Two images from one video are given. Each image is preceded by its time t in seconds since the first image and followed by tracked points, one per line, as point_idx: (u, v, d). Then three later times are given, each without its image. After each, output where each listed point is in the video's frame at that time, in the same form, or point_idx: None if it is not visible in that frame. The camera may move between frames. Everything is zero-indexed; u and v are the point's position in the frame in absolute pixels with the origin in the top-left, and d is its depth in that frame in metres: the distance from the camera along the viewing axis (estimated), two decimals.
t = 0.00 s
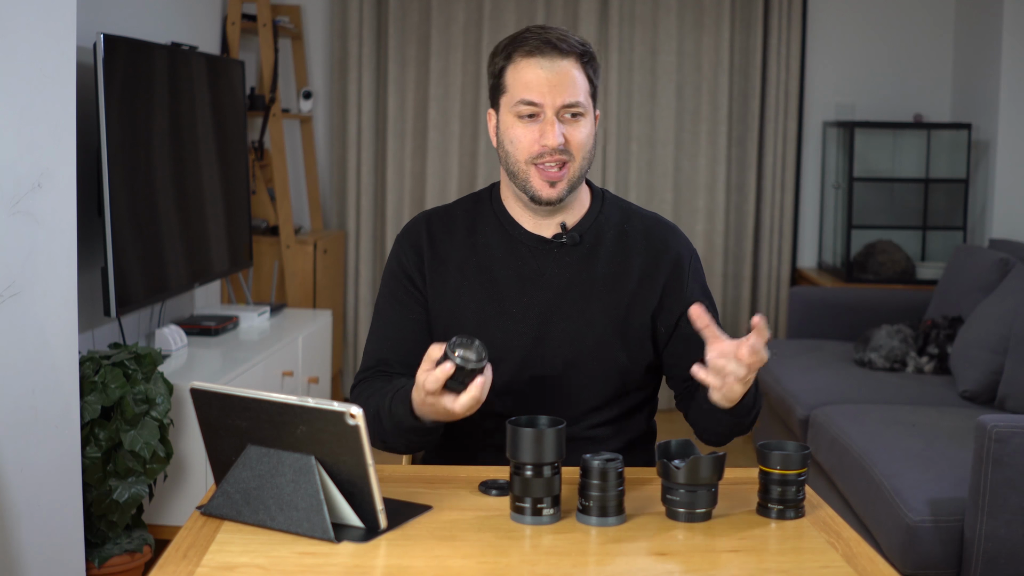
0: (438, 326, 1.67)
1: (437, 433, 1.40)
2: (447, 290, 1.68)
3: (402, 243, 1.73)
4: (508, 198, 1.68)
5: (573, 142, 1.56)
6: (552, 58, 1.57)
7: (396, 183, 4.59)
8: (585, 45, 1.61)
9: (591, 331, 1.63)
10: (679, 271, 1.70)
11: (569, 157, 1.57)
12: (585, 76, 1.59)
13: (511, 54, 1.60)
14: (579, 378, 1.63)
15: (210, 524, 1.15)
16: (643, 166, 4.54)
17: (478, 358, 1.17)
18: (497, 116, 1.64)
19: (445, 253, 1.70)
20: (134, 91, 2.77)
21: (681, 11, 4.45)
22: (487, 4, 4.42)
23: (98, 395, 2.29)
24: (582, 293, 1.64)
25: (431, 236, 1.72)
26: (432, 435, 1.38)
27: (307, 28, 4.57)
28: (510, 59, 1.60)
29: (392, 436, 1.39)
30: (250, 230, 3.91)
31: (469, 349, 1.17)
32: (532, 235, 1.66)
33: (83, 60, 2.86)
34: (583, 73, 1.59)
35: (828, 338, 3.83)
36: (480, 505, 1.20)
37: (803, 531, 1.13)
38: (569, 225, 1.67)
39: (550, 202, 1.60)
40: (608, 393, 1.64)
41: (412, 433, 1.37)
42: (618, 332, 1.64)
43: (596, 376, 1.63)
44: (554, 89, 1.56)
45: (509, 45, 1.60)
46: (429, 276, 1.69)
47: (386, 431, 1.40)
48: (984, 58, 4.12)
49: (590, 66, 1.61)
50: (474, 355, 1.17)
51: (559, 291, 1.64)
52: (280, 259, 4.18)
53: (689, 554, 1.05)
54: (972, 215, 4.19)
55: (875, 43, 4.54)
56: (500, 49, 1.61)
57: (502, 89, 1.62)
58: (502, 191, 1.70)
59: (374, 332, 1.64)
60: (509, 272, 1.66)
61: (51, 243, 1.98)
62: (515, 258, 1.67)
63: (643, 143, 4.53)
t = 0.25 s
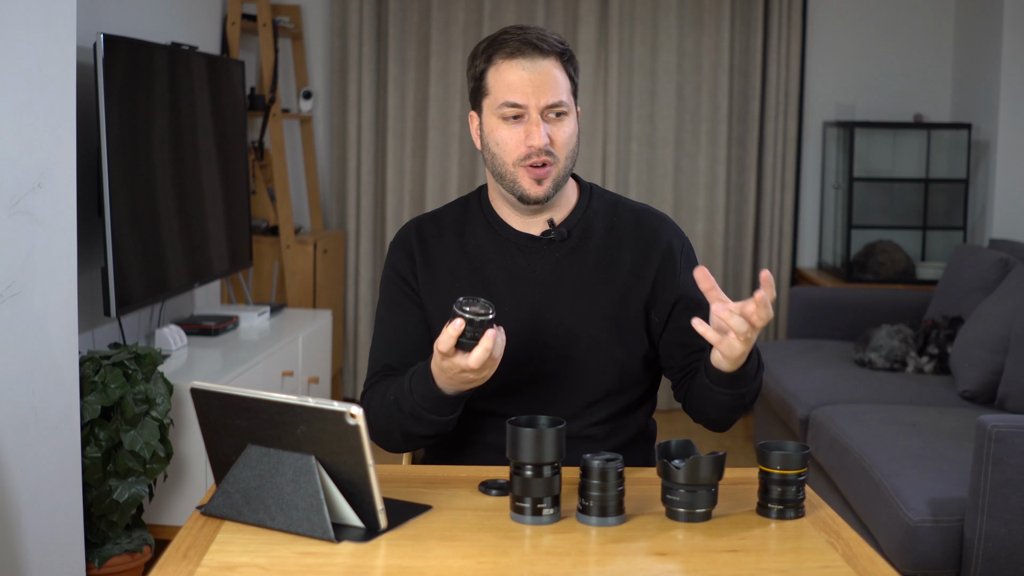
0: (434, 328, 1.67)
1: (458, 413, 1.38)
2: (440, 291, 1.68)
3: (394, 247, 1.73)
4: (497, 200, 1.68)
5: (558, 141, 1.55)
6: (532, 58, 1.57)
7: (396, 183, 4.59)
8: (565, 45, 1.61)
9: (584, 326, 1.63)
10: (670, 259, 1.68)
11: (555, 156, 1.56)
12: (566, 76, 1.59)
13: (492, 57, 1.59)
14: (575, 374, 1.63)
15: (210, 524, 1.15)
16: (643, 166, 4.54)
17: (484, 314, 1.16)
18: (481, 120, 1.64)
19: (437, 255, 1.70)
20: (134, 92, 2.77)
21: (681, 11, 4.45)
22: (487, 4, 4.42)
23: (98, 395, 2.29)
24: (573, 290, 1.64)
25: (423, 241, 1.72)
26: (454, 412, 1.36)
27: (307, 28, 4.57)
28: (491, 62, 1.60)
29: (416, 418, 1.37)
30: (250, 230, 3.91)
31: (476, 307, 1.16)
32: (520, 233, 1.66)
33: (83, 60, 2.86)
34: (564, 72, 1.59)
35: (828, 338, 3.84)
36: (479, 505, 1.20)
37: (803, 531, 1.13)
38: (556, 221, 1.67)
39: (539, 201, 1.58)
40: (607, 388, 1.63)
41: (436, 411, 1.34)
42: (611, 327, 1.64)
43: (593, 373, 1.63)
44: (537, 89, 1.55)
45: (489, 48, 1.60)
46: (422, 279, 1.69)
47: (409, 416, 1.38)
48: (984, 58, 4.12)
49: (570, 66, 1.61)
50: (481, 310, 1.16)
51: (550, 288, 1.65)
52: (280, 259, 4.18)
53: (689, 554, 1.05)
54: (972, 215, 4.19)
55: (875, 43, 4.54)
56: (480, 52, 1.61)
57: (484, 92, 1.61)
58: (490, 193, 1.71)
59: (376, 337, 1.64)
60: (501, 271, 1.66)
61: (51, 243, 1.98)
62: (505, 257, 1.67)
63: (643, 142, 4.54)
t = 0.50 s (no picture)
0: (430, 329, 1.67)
1: (456, 405, 1.38)
2: (434, 292, 1.68)
3: (389, 251, 1.73)
4: (489, 200, 1.68)
5: (549, 139, 1.56)
6: (521, 57, 1.57)
7: (396, 183, 4.59)
8: (553, 44, 1.62)
9: (578, 324, 1.63)
10: (663, 255, 1.68)
11: (545, 155, 1.56)
12: (555, 74, 1.59)
13: (480, 57, 1.60)
14: (570, 372, 1.63)
15: (210, 524, 1.15)
16: (643, 166, 4.54)
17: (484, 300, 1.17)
18: (471, 119, 1.64)
19: (430, 257, 1.71)
20: (134, 91, 2.77)
21: (681, 11, 4.45)
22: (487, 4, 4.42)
23: (98, 395, 2.29)
24: (565, 288, 1.65)
25: (416, 244, 1.72)
26: (452, 404, 1.36)
27: (307, 28, 4.57)
28: (480, 62, 1.60)
29: (415, 413, 1.37)
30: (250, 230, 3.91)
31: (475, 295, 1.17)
32: (513, 232, 1.67)
33: (83, 60, 2.86)
34: (553, 71, 1.59)
35: (828, 338, 3.84)
36: (480, 505, 1.20)
37: (803, 531, 1.13)
38: (548, 219, 1.67)
39: (529, 199, 1.59)
40: (603, 385, 1.63)
41: (435, 403, 1.35)
42: (604, 324, 1.64)
43: (587, 371, 1.63)
44: (526, 88, 1.56)
45: (478, 47, 1.61)
46: (416, 281, 1.69)
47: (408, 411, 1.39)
48: (985, 57, 4.12)
49: (559, 65, 1.62)
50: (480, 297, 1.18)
51: (542, 286, 1.65)
52: (280, 259, 4.18)
53: (689, 554, 1.05)
54: (972, 215, 4.19)
55: (875, 43, 4.54)
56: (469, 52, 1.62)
57: (474, 92, 1.61)
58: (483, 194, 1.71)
59: (374, 341, 1.65)
60: (494, 271, 1.66)
61: (51, 243, 1.98)
62: (498, 256, 1.67)
63: (643, 142, 4.54)
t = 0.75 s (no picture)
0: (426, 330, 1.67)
1: (449, 403, 1.38)
2: (430, 294, 1.68)
3: (385, 253, 1.73)
4: (484, 199, 1.68)
5: (543, 135, 1.56)
6: (515, 53, 1.57)
7: (396, 183, 4.59)
8: (547, 42, 1.62)
9: (573, 322, 1.63)
10: (658, 252, 1.69)
11: (539, 151, 1.56)
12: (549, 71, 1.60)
13: (474, 53, 1.59)
14: (566, 370, 1.63)
15: (210, 524, 1.15)
16: (643, 166, 4.54)
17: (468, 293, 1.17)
18: (465, 116, 1.64)
19: (426, 259, 1.71)
20: (134, 91, 2.77)
21: (681, 11, 4.45)
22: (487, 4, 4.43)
23: (98, 395, 2.29)
24: (561, 287, 1.65)
25: (412, 246, 1.72)
26: (445, 401, 1.36)
27: (307, 28, 4.58)
28: (474, 59, 1.60)
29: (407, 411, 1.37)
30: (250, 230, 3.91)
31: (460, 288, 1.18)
32: (508, 232, 1.67)
33: (83, 60, 2.86)
34: (547, 68, 1.59)
35: (828, 338, 3.84)
36: (479, 505, 1.20)
37: (803, 531, 1.13)
38: (543, 219, 1.67)
39: (523, 195, 1.58)
40: (600, 383, 1.63)
41: (426, 402, 1.35)
42: (600, 323, 1.64)
43: (584, 369, 1.62)
44: (520, 84, 1.56)
45: (472, 45, 1.60)
46: (412, 282, 1.69)
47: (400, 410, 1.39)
48: (985, 57, 4.12)
49: (553, 63, 1.62)
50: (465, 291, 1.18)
51: (538, 286, 1.65)
52: (280, 259, 4.18)
53: (689, 554, 1.05)
54: (972, 215, 4.19)
55: (875, 43, 4.54)
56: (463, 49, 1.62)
57: (468, 89, 1.62)
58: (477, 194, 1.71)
59: (370, 342, 1.64)
60: (490, 271, 1.66)
61: (51, 243, 1.98)
62: (494, 256, 1.67)
63: (643, 142, 4.54)
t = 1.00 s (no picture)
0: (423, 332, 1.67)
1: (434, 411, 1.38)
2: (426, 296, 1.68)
3: (379, 257, 1.73)
4: (477, 198, 1.68)
5: (532, 126, 1.56)
6: (508, 47, 1.60)
7: (396, 183, 4.59)
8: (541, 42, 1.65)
9: (569, 321, 1.63)
10: (653, 249, 1.69)
11: (529, 141, 1.56)
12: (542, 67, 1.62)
13: (469, 47, 1.62)
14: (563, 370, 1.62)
15: (210, 524, 1.15)
16: (643, 166, 4.54)
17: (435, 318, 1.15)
18: (458, 112, 1.65)
19: (421, 262, 1.71)
20: (134, 91, 2.77)
21: (681, 11, 4.45)
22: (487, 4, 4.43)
23: (98, 395, 2.29)
24: (556, 286, 1.65)
25: (406, 249, 1.72)
26: (428, 413, 1.37)
27: (307, 28, 4.58)
28: (467, 53, 1.62)
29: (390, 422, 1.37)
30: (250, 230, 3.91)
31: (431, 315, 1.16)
32: (502, 232, 1.66)
33: (83, 60, 2.86)
34: (539, 64, 1.61)
35: (828, 338, 3.84)
36: (479, 505, 1.20)
37: (803, 531, 1.13)
38: (537, 218, 1.67)
39: (512, 185, 1.57)
40: (597, 382, 1.63)
41: (408, 413, 1.36)
42: (596, 322, 1.64)
43: (581, 368, 1.62)
44: (513, 76, 1.58)
45: (466, 40, 1.63)
46: (407, 285, 1.69)
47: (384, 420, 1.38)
48: (985, 57, 4.12)
49: (546, 61, 1.64)
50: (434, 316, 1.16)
51: (532, 285, 1.65)
52: (280, 259, 4.18)
53: (689, 554, 1.05)
54: (972, 215, 4.19)
55: (875, 43, 4.54)
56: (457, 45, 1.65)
57: (461, 84, 1.64)
58: (471, 195, 1.70)
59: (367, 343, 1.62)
60: (485, 272, 1.66)
61: (51, 243, 1.98)
62: (488, 257, 1.67)
63: (643, 141, 4.54)
